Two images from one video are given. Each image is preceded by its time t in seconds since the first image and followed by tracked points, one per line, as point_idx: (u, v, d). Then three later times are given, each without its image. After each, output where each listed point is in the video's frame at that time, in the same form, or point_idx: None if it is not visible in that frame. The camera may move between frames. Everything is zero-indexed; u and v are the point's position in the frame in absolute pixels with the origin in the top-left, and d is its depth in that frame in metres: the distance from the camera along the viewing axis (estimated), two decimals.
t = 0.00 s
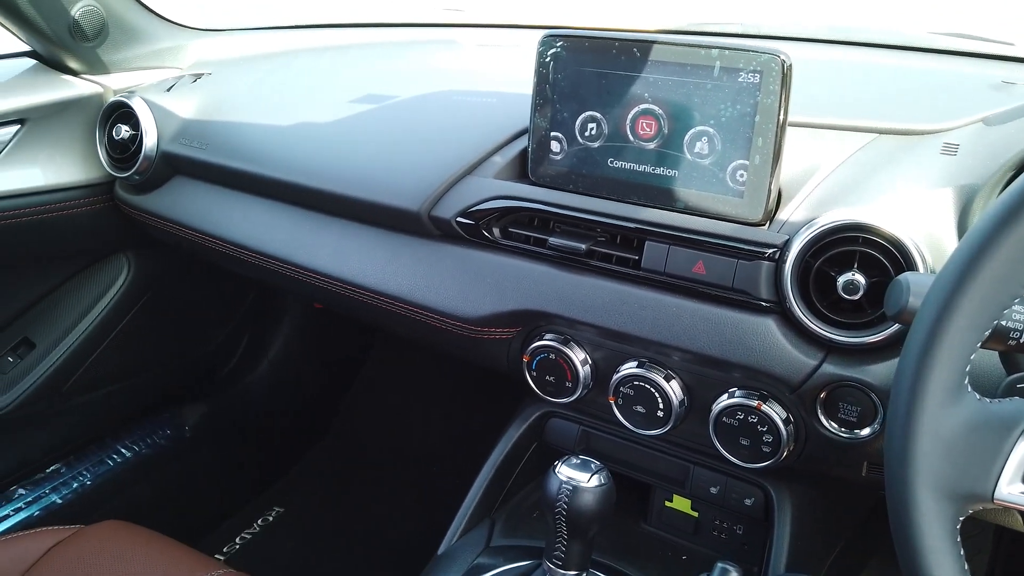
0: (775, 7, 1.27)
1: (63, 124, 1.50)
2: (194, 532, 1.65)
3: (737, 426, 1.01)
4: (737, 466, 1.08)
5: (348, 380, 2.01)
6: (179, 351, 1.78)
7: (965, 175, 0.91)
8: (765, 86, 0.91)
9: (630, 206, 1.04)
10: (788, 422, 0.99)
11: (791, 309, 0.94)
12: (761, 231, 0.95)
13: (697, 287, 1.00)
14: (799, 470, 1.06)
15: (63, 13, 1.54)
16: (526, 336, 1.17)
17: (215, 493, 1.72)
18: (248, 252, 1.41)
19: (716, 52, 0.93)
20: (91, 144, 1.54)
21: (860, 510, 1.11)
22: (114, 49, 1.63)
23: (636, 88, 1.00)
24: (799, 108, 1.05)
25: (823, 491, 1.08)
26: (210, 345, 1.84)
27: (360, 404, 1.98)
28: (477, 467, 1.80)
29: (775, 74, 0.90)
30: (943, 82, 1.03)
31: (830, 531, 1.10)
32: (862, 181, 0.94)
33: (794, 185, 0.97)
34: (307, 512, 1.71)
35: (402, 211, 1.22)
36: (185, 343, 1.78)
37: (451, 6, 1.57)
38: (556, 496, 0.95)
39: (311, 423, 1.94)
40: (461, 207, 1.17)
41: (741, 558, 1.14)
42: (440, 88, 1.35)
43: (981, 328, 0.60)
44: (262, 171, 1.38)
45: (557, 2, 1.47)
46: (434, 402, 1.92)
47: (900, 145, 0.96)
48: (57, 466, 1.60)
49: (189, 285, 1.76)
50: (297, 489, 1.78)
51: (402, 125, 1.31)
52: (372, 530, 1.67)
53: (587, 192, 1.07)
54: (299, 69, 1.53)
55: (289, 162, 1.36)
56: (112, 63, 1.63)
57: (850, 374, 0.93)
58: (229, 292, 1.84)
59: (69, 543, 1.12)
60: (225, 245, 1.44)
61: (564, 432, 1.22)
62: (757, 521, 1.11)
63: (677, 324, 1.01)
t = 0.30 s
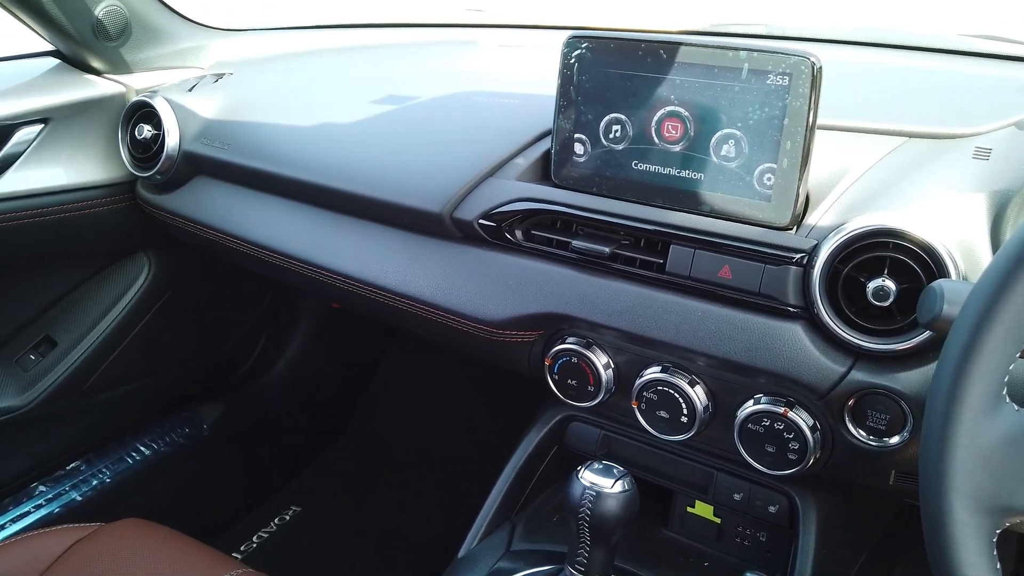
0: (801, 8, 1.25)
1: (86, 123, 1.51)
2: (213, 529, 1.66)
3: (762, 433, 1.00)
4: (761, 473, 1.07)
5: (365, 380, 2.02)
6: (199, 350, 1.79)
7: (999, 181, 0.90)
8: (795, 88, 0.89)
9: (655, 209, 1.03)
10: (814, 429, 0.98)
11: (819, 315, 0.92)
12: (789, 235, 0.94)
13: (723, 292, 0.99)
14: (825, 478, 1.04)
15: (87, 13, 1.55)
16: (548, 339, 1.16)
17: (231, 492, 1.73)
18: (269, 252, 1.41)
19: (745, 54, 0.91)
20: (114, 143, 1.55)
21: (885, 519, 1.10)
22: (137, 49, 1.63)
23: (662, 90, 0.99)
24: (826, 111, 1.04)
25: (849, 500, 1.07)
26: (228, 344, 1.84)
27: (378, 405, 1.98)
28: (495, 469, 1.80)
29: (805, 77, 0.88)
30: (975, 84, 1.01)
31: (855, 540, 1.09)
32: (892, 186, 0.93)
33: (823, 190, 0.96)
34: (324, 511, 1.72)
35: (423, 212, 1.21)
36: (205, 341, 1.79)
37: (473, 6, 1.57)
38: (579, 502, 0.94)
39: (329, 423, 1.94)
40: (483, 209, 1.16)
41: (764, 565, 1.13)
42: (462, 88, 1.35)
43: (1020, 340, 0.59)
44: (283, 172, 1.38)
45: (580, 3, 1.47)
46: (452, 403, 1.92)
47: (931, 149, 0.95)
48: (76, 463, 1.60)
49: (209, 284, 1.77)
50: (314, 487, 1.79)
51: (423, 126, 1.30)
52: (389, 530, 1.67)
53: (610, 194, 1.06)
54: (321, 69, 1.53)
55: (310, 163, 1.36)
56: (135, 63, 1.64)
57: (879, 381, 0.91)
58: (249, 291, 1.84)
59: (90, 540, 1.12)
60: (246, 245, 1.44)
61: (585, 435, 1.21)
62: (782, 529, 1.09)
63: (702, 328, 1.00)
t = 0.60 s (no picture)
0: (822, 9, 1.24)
1: (108, 123, 1.52)
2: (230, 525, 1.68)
3: (779, 438, 1.00)
4: (778, 479, 1.06)
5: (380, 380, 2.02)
6: (216, 348, 1.80)
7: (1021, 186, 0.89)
8: (815, 92, 0.89)
9: (672, 212, 1.02)
10: (832, 435, 0.97)
11: (838, 320, 0.92)
12: (808, 240, 0.93)
13: (741, 296, 0.98)
14: (842, 485, 1.04)
15: (109, 14, 1.56)
16: (563, 341, 1.16)
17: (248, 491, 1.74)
18: (286, 252, 1.41)
19: (765, 57, 0.91)
20: (135, 144, 1.57)
21: (902, 527, 1.09)
22: (158, 49, 1.65)
23: (681, 93, 0.99)
24: (846, 115, 1.03)
25: (866, 507, 1.06)
26: (244, 343, 1.86)
27: (392, 405, 1.99)
28: (509, 471, 1.80)
29: (825, 81, 0.88)
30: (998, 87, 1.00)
31: (873, 547, 1.08)
32: (913, 191, 0.92)
33: (843, 194, 0.96)
34: (339, 510, 1.73)
35: (440, 214, 1.21)
36: (221, 340, 1.81)
37: (491, 8, 1.57)
38: (594, 505, 0.94)
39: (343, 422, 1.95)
40: (499, 211, 1.16)
41: (779, 570, 1.13)
42: (480, 90, 1.35)
43: None
44: (301, 173, 1.39)
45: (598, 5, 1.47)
46: (467, 403, 1.93)
47: (951, 154, 0.94)
48: (94, 460, 1.62)
49: (227, 283, 1.78)
50: (328, 486, 1.80)
51: (441, 128, 1.31)
52: (403, 530, 1.68)
53: (627, 197, 1.06)
54: (340, 70, 1.54)
55: (328, 163, 1.36)
56: (156, 64, 1.65)
57: (898, 387, 0.91)
58: (265, 291, 1.86)
59: (107, 536, 1.13)
60: (264, 245, 1.45)
61: (600, 438, 1.21)
62: (797, 535, 1.09)
63: (719, 333, 1.00)
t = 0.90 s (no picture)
0: (842, 11, 1.23)
1: (125, 123, 1.53)
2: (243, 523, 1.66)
3: (794, 446, 0.99)
4: (793, 486, 1.05)
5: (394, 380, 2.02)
6: (230, 347, 1.81)
7: None
8: (833, 96, 0.87)
9: (687, 216, 1.01)
10: (848, 443, 0.96)
11: (854, 327, 0.91)
12: (825, 245, 0.92)
13: (756, 301, 0.97)
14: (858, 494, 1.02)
15: (127, 15, 1.56)
16: (576, 345, 1.16)
17: (257, 493, 1.72)
18: (300, 253, 1.41)
19: (782, 60, 0.89)
20: (152, 143, 1.58)
21: (919, 537, 1.08)
22: (175, 49, 1.65)
23: (697, 95, 0.98)
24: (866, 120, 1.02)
25: (883, 516, 1.05)
26: (258, 342, 1.86)
27: (406, 405, 1.99)
28: (521, 473, 1.79)
29: (844, 84, 0.86)
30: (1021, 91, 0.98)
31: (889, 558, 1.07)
32: (933, 197, 0.90)
33: (861, 199, 0.95)
34: (351, 510, 1.73)
35: (454, 216, 1.21)
36: (235, 339, 1.81)
37: (507, 8, 1.56)
38: (606, 510, 0.93)
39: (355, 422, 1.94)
40: (513, 213, 1.15)
41: None
42: (496, 91, 1.35)
43: None
44: (315, 173, 1.39)
45: (614, 6, 1.46)
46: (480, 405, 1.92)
47: (973, 159, 0.92)
48: (109, 457, 1.63)
49: (242, 282, 1.79)
50: (341, 486, 1.79)
51: (456, 129, 1.30)
52: (415, 532, 1.68)
53: (642, 201, 1.05)
54: (355, 71, 1.54)
55: (342, 164, 1.36)
56: (173, 64, 1.66)
57: (916, 396, 0.89)
58: (279, 291, 1.86)
59: (120, 534, 1.13)
60: (278, 245, 1.45)
61: (613, 443, 1.20)
62: (812, 544, 1.07)
63: (734, 338, 0.99)
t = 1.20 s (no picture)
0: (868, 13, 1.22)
1: (150, 122, 1.55)
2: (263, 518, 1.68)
3: (814, 451, 0.98)
4: (813, 492, 1.05)
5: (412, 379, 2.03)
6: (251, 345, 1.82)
7: None
8: (857, 99, 0.87)
9: (708, 219, 1.01)
10: (869, 448, 0.95)
11: (877, 332, 0.90)
12: (847, 249, 0.91)
13: (777, 305, 0.97)
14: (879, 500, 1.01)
15: (154, 15, 1.58)
16: (596, 347, 1.16)
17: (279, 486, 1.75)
18: (321, 252, 1.42)
19: (806, 63, 0.89)
20: (177, 143, 1.60)
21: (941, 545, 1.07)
22: (200, 49, 1.66)
23: (719, 98, 0.97)
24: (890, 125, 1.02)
25: (904, 524, 1.04)
26: (279, 339, 1.88)
27: (424, 404, 2.00)
28: (539, 474, 1.79)
29: (868, 87, 0.86)
30: None
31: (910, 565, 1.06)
32: (958, 201, 0.89)
33: (884, 204, 0.94)
34: (369, 508, 1.73)
35: (474, 216, 1.21)
36: (256, 337, 1.83)
37: (529, 9, 1.56)
38: (624, 513, 0.93)
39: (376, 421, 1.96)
40: (533, 214, 1.16)
41: None
42: (517, 92, 1.35)
43: None
44: (336, 173, 1.40)
45: (637, 7, 1.45)
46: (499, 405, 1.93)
47: (998, 163, 0.92)
48: (131, 451, 1.65)
49: (263, 280, 1.80)
50: (359, 483, 1.80)
51: (477, 130, 1.31)
52: (432, 531, 1.68)
53: (663, 203, 1.05)
54: (378, 71, 1.55)
55: (364, 164, 1.37)
56: (198, 64, 1.67)
57: (939, 403, 0.88)
58: (300, 289, 1.88)
59: (142, 528, 1.14)
60: (300, 244, 1.46)
61: (631, 445, 1.20)
62: (832, 549, 1.06)
63: (754, 342, 0.98)
